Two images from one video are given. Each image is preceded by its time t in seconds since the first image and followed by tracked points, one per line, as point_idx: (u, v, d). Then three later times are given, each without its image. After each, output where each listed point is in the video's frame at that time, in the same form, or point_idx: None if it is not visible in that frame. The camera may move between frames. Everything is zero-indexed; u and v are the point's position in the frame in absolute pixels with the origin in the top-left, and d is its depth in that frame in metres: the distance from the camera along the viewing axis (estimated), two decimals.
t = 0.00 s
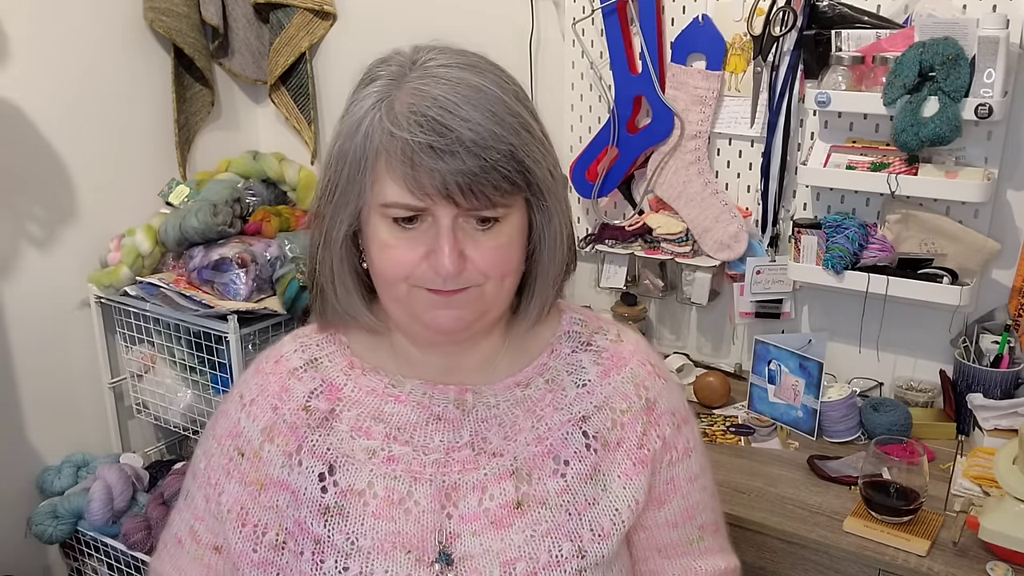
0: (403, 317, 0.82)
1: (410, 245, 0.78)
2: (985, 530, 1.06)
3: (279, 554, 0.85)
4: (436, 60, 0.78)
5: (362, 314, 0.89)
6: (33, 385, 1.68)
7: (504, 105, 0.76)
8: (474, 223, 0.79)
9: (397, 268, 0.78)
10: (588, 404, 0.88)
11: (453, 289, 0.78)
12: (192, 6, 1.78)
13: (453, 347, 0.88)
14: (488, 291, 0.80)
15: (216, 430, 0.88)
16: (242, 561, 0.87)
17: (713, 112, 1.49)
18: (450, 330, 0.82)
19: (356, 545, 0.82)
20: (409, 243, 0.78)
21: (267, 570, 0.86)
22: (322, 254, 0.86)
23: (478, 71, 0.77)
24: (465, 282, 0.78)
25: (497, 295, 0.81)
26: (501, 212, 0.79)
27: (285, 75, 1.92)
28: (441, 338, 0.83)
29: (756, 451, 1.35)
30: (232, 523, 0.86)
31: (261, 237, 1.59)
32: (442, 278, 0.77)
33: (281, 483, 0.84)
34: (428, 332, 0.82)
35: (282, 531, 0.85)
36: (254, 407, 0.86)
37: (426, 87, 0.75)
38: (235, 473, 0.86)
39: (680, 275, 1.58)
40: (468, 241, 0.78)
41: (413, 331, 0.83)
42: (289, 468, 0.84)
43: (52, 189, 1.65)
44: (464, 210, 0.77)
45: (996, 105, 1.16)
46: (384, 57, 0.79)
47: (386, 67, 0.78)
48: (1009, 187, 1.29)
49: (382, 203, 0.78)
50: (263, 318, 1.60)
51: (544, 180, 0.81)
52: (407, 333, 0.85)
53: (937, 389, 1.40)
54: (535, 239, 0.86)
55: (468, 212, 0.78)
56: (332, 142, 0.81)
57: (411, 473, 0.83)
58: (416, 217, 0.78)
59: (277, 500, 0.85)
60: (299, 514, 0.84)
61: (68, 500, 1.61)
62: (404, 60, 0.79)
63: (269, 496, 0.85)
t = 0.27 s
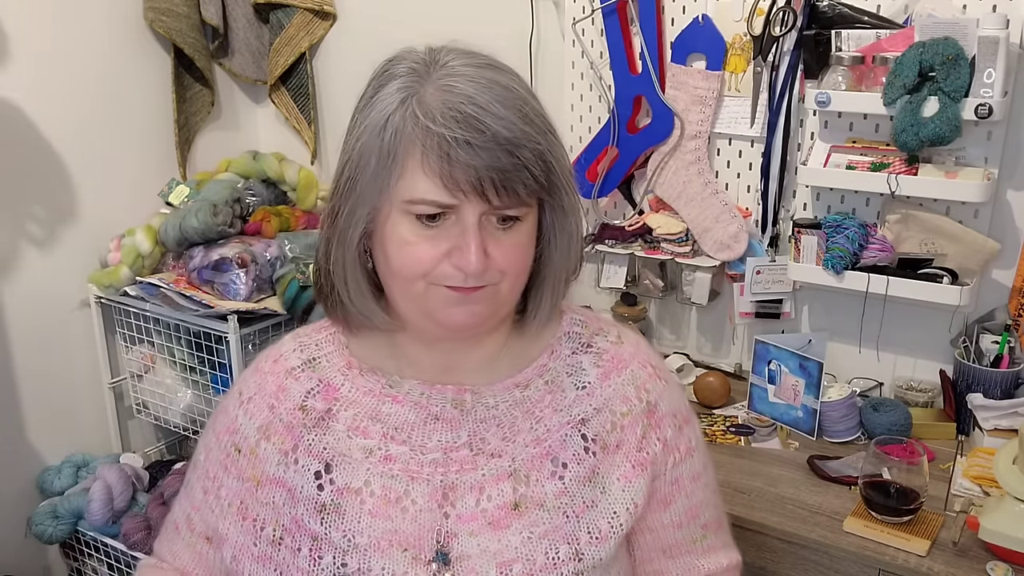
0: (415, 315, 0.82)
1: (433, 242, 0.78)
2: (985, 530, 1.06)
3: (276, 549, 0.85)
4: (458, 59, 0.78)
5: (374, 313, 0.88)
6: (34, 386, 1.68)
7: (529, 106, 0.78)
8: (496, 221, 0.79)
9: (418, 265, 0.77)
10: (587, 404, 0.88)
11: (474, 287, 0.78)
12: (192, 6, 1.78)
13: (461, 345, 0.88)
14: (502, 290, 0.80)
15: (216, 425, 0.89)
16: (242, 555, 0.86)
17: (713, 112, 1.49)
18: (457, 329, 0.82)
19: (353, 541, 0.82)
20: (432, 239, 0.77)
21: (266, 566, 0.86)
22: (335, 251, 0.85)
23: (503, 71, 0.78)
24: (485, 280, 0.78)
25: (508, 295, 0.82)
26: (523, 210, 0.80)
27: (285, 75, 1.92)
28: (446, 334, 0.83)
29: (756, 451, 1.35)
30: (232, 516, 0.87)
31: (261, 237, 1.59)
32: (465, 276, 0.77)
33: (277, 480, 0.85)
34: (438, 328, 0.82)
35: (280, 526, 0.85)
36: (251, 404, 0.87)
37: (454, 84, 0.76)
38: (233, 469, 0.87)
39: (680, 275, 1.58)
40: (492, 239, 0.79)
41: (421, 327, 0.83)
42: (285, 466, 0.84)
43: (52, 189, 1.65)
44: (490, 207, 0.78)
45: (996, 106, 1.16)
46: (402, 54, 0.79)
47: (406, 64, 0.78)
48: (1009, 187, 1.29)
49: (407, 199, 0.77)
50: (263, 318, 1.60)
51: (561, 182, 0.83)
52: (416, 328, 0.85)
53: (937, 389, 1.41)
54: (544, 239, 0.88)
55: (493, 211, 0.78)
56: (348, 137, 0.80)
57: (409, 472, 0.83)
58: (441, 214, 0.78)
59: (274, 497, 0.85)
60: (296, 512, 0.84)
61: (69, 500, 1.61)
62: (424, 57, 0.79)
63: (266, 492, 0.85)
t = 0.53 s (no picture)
0: (416, 315, 0.82)
1: (440, 244, 0.78)
2: (985, 530, 1.06)
3: (277, 551, 0.85)
4: (467, 60, 0.78)
5: (377, 312, 0.88)
6: (34, 385, 1.68)
7: (539, 110, 0.78)
8: (502, 224, 0.80)
9: (423, 267, 0.77)
10: (587, 402, 0.88)
11: (478, 290, 0.79)
12: (192, 6, 1.78)
13: (464, 344, 0.88)
14: (504, 292, 0.81)
15: (215, 424, 0.89)
16: (241, 556, 0.86)
17: (713, 112, 1.49)
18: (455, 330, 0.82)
19: (354, 543, 0.82)
20: (438, 241, 0.78)
21: (267, 567, 0.86)
22: (338, 250, 0.85)
23: (513, 73, 0.78)
24: (489, 283, 0.78)
25: (510, 298, 0.82)
26: (529, 213, 0.80)
27: (285, 75, 1.92)
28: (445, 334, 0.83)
29: (756, 451, 1.35)
30: (231, 517, 0.86)
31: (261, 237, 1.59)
32: (470, 279, 0.77)
33: (278, 480, 0.85)
34: (438, 329, 0.82)
35: (280, 528, 0.85)
36: (252, 406, 0.87)
37: (465, 86, 0.76)
38: (232, 469, 0.87)
39: (680, 276, 1.58)
40: (497, 243, 0.79)
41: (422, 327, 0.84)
42: (286, 466, 0.84)
43: (52, 189, 1.65)
44: (498, 211, 0.78)
45: (996, 105, 1.16)
46: (410, 53, 0.79)
47: (415, 63, 0.78)
48: (1009, 187, 1.29)
49: (415, 200, 0.77)
50: (263, 318, 1.60)
51: (566, 186, 0.83)
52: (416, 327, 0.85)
53: (937, 389, 1.40)
54: (546, 240, 0.88)
55: (501, 214, 0.79)
56: (355, 136, 0.80)
57: (409, 471, 0.83)
58: (448, 217, 0.78)
59: (274, 498, 0.85)
60: (296, 512, 0.84)
61: (69, 500, 1.61)
62: (432, 57, 0.79)
63: (267, 493, 0.85)
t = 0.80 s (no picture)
0: (406, 326, 0.82)
1: (419, 263, 0.77)
2: (985, 530, 1.06)
3: (283, 547, 0.85)
4: (455, 74, 0.76)
5: (374, 315, 0.87)
6: (34, 385, 1.68)
7: (520, 131, 0.76)
8: (482, 244, 0.78)
9: (405, 283, 0.78)
10: (589, 399, 0.88)
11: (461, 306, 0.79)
12: (192, 6, 1.78)
13: (463, 349, 0.87)
14: (489, 309, 0.80)
15: (221, 424, 0.88)
16: (247, 554, 0.86)
17: (713, 112, 1.49)
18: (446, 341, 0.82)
19: (359, 539, 0.82)
20: (419, 259, 0.77)
21: (274, 564, 0.85)
22: (330, 258, 0.85)
23: (499, 90, 0.75)
24: (471, 300, 0.78)
25: (496, 315, 0.82)
26: (511, 234, 0.78)
27: (285, 75, 1.92)
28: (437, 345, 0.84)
29: (757, 451, 1.35)
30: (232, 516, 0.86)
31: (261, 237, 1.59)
32: (448, 297, 0.77)
33: (286, 475, 0.84)
34: (428, 340, 0.83)
35: (287, 523, 0.85)
36: (257, 401, 0.86)
37: (440, 108, 0.74)
38: (239, 468, 0.85)
39: (680, 275, 1.58)
40: (477, 262, 0.78)
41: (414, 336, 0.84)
42: (293, 460, 0.84)
43: (51, 189, 1.65)
44: (473, 233, 0.77)
45: (996, 105, 1.16)
46: (399, 65, 0.77)
47: (402, 76, 0.76)
48: (1009, 187, 1.29)
49: (393, 219, 0.77)
50: (263, 318, 1.60)
51: (556, 204, 0.81)
52: (410, 335, 0.85)
53: (937, 389, 1.41)
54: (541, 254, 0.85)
55: (478, 236, 0.77)
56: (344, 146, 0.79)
57: (412, 468, 0.83)
58: (425, 237, 0.77)
59: (282, 494, 0.84)
60: (302, 507, 0.84)
61: (68, 500, 1.61)
62: (420, 69, 0.77)
63: (274, 490, 0.85)
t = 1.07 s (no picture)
0: (402, 320, 0.82)
1: (407, 253, 0.77)
2: (985, 530, 1.06)
3: (291, 543, 0.85)
4: (438, 66, 0.76)
5: (372, 311, 0.88)
6: (34, 385, 1.68)
7: (502, 118, 0.75)
8: (470, 232, 0.78)
9: (395, 274, 0.78)
10: (592, 398, 0.88)
11: (450, 297, 0.78)
12: (192, 6, 1.78)
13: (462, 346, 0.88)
14: (481, 301, 0.80)
15: (227, 424, 0.87)
16: (248, 555, 0.86)
17: (713, 112, 1.49)
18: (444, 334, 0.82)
19: (365, 534, 0.82)
20: (407, 249, 0.77)
21: (281, 560, 0.85)
22: (327, 254, 0.85)
23: (480, 80, 0.75)
24: (460, 290, 0.78)
25: (490, 307, 0.81)
26: (497, 222, 0.78)
27: (285, 75, 1.92)
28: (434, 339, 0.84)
29: (757, 451, 1.35)
30: (233, 516, 0.86)
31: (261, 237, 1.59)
32: (437, 287, 0.77)
33: (292, 471, 0.84)
34: (426, 334, 0.82)
35: (294, 519, 0.84)
36: (262, 397, 0.86)
37: (421, 97, 0.74)
38: (246, 466, 0.85)
39: (680, 275, 1.58)
40: (465, 251, 0.78)
41: (413, 331, 0.84)
42: (299, 456, 0.84)
43: (51, 189, 1.65)
44: (458, 220, 0.76)
45: (996, 105, 1.16)
46: (384, 61, 0.77)
47: (388, 71, 0.77)
48: (1008, 188, 1.29)
49: (381, 210, 0.77)
50: (263, 318, 1.60)
51: (543, 193, 0.80)
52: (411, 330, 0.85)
53: (937, 389, 1.41)
54: (532, 244, 0.84)
55: (464, 224, 0.77)
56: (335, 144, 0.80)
57: (417, 464, 0.83)
58: (413, 226, 0.77)
59: (288, 490, 0.84)
60: (309, 502, 0.83)
61: (68, 500, 1.61)
62: (406, 64, 0.77)
63: (281, 486, 0.84)
